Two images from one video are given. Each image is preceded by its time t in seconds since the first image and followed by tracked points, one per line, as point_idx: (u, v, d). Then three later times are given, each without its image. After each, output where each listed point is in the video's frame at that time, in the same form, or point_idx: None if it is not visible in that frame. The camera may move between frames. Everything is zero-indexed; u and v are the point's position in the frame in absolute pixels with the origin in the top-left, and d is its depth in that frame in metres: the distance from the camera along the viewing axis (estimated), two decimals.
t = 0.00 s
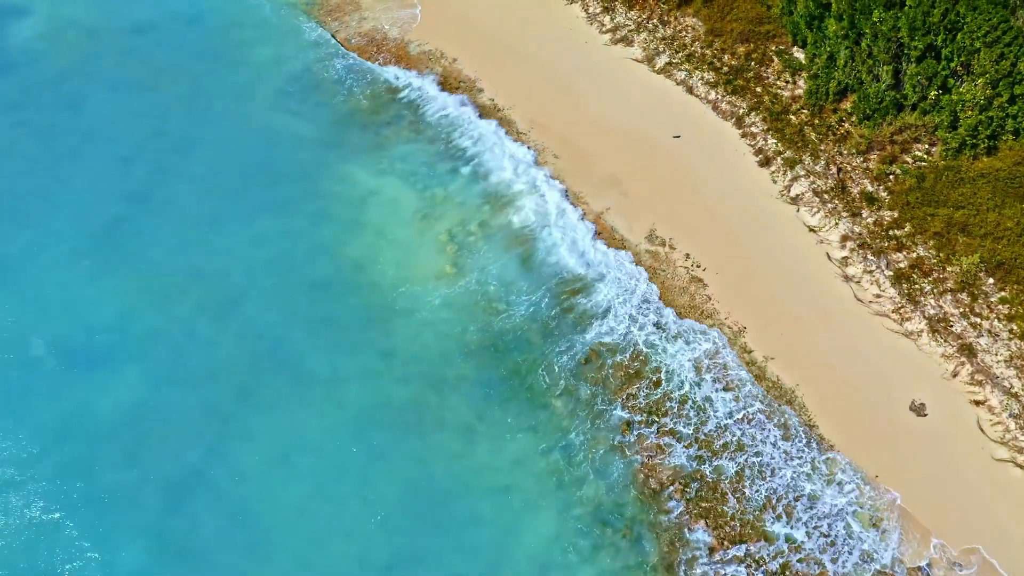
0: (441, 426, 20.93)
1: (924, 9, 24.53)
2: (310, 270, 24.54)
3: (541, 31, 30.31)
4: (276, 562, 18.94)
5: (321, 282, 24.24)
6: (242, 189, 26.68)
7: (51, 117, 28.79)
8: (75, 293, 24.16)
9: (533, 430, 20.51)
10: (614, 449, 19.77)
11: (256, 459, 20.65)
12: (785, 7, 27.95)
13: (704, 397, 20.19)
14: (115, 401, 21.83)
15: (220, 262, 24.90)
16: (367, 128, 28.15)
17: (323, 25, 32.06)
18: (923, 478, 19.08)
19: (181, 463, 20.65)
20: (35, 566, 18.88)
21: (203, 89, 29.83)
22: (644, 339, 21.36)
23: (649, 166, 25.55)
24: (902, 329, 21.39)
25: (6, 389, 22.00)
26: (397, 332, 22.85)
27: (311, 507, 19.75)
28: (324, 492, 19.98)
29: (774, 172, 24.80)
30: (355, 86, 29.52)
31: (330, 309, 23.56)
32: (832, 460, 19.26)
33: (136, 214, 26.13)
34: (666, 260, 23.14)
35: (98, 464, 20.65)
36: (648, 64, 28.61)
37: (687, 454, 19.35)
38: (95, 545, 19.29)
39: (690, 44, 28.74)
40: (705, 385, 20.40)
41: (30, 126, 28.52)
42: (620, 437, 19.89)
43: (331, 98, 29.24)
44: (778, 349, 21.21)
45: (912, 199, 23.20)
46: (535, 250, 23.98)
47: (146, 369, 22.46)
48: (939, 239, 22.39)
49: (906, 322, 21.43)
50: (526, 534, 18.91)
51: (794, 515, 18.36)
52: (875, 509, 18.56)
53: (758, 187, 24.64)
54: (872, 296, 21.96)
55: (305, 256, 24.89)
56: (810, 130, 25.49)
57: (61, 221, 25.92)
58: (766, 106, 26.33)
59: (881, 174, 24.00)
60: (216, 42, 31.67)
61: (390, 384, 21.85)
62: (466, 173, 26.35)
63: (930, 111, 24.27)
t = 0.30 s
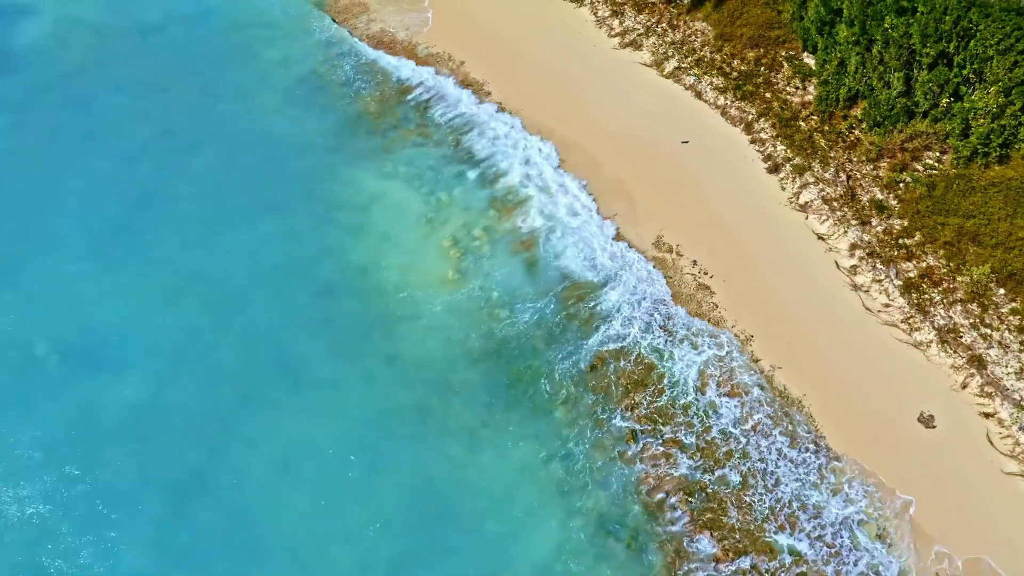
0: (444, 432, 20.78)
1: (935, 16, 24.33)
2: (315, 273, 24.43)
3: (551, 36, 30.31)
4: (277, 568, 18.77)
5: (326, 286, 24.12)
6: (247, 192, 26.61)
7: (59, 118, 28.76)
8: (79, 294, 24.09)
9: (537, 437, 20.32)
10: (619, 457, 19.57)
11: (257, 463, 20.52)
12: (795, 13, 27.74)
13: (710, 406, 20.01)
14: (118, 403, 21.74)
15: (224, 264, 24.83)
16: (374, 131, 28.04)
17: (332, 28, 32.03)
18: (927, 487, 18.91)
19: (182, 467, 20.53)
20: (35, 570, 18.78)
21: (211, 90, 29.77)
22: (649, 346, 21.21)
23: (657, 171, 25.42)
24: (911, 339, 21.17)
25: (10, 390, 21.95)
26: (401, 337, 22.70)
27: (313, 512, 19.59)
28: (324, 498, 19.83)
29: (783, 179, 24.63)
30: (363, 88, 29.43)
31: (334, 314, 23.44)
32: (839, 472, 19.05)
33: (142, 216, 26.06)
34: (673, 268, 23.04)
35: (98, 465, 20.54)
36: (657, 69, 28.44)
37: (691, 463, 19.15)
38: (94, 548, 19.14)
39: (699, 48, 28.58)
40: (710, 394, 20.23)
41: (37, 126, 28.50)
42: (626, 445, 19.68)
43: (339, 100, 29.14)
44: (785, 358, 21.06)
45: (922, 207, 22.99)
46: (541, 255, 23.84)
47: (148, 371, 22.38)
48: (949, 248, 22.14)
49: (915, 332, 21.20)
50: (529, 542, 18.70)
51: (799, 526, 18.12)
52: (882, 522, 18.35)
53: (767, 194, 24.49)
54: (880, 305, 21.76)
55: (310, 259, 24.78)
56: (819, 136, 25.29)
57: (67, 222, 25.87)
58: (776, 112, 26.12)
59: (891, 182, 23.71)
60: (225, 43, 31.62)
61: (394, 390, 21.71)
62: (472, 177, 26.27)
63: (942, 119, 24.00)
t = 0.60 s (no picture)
0: (448, 439, 20.62)
1: (946, 22, 24.02)
2: (319, 277, 24.30)
3: (558, 40, 30.26)
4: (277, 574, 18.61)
5: (330, 289, 23.98)
6: (252, 194, 26.50)
7: (65, 117, 28.70)
8: (83, 294, 23.99)
9: (542, 445, 20.16)
10: (624, 466, 19.35)
11: (259, 469, 20.38)
12: (805, 17, 27.62)
13: (715, 415, 19.85)
14: (121, 405, 21.63)
15: (228, 267, 24.70)
16: (380, 134, 27.91)
17: (339, 30, 31.96)
18: (930, 495, 18.69)
19: (182, 471, 20.39)
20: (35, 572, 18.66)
21: (217, 92, 29.68)
22: (655, 354, 21.06)
23: (663, 175, 25.33)
24: (919, 349, 20.92)
25: (12, 390, 21.84)
26: (406, 342, 22.55)
27: (313, 518, 19.44)
28: (325, 505, 19.66)
29: (791, 186, 24.40)
30: (370, 91, 29.33)
31: (338, 318, 23.31)
32: (845, 483, 18.79)
33: (147, 217, 25.98)
34: (681, 276, 22.79)
35: (98, 468, 20.39)
36: (665, 73, 28.25)
37: (695, 473, 18.96)
38: (94, 550, 19.01)
39: (707, 53, 28.40)
40: (716, 403, 20.07)
41: (44, 125, 28.43)
42: (631, 454, 19.46)
43: (345, 102, 29.03)
44: (790, 365, 20.85)
45: (932, 216, 22.81)
46: (547, 260, 23.66)
47: (151, 374, 22.26)
48: (959, 257, 21.97)
49: (924, 342, 20.96)
50: (531, 551, 18.51)
51: (804, 538, 17.90)
52: (887, 533, 18.08)
53: (774, 200, 24.29)
54: (889, 315, 21.53)
55: (314, 263, 24.65)
56: (828, 143, 25.09)
57: (71, 222, 25.79)
58: (785, 118, 25.94)
59: (901, 190, 23.53)
60: (232, 44, 31.54)
61: (398, 395, 21.56)
62: (478, 181, 26.11)
63: (952, 126, 23.84)
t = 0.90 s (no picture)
0: (451, 446, 20.47)
1: (958, 30, 23.89)
2: (323, 281, 24.18)
3: (566, 43, 30.10)
4: None
5: (335, 293, 23.87)
6: (258, 197, 26.41)
7: (72, 118, 28.67)
8: (88, 295, 23.92)
9: (546, 453, 19.98)
10: (628, 475, 19.17)
11: (259, 474, 20.23)
12: (815, 23, 27.51)
13: (722, 424, 19.65)
14: (124, 406, 21.52)
15: (233, 270, 24.61)
16: (386, 137, 27.80)
17: (346, 32, 31.85)
18: (935, 504, 18.51)
19: (183, 475, 20.25)
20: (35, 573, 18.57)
21: (224, 93, 29.61)
22: (661, 362, 20.88)
23: (669, 180, 25.16)
24: (928, 360, 20.67)
25: (16, 390, 21.76)
26: (410, 347, 22.41)
27: (315, 524, 19.29)
28: (325, 511, 19.50)
29: (800, 193, 24.19)
30: (377, 94, 29.23)
31: (341, 322, 23.18)
32: (851, 494, 18.56)
33: (152, 218, 25.91)
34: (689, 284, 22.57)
35: (98, 470, 20.25)
36: (673, 78, 28.03)
37: (699, 483, 18.77)
38: (94, 553, 18.89)
39: (716, 58, 28.18)
40: (722, 412, 19.87)
41: (51, 125, 28.40)
42: (635, 463, 19.29)
43: (352, 105, 28.92)
44: (795, 374, 20.68)
45: (942, 225, 22.56)
46: (553, 266, 23.50)
47: (153, 377, 22.15)
48: (969, 267, 21.71)
49: (933, 353, 20.69)
50: (534, 560, 18.32)
51: (810, 550, 17.67)
52: (893, 546, 17.85)
53: (781, 206, 24.10)
54: (897, 324, 21.31)
55: (318, 266, 24.53)
56: (837, 150, 24.84)
57: (78, 222, 25.73)
58: (794, 124, 25.72)
59: (911, 199, 23.27)
60: (240, 45, 31.48)
61: (401, 401, 21.41)
62: (485, 185, 25.98)
63: (963, 134, 23.58)
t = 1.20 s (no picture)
0: (454, 453, 20.30)
1: (970, 36, 23.48)
2: (326, 285, 24.05)
3: (572, 45, 29.89)
4: None
5: (338, 297, 23.73)
6: (263, 199, 26.30)
7: (78, 118, 28.61)
8: (91, 297, 23.82)
9: (549, 461, 19.81)
10: (632, 485, 18.99)
11: (259, 479, 20.10)
12: (825, 28, 27.26)
13: (727, 433, 19.46)
14: (126, 409, 21.39)
15: (236, 273, 24.50)
16: (392, 140, 27.65)
17: (353, 34, 31.70)
18: (938, 512, 18.29)
19: (182, 479, 20.11)
20: None
21: (229, 95, 29.51)
22: (666, 369, 20.70)
23: (676, 186, 25.00)
24: (936, 370, 20.41)
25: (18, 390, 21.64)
26: (413, 353, 22.25)
27: (316, 530, 19.14)
28: (325, 517, 19.35)
29: (807, 200, 23.93)
30: (383, 96, 29.09)
31: (344, 327, 23.05)
32: (856, 506, 18.32)
33: (157, 219, 25.82)
34: (695, 291, 22.35)
35: (99, 473, 20.13)
36: (681, 83, 27.85)
37: (703, 493, 18.57)
38: (94, 557, 18.77)
39: (724, 63, 27.98)
40: (727, 421, 19.68)
41: (57, 126, 28.34)
42: (639, 472, 19.11)
43: (357, 108, 28.79)
44: (801, 381, 20.46)
45: (951, 233, 22.34)
46: (558, 272, 23.32)
47: (154, 379, 22.03)
48: (978, 277, 21.50)
49: (941, 363, 20.44)
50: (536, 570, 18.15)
51: (814, 563, 17.46)
52: (899, 560, 17.61)
53: (788, 211, 23.88)
54: (905, 334, 21.06)
55: (321, 270, 24.41)
56: (846, 157, 24.66)
57: (82, 223, 25.66)
58: (802, 130, 25.52)
59: (919, 207, 23.07)
60: (246, 46, 31.37)
61: (404, 407, 21.25)
62: (490, 189, 25.81)
63: (973, 142, 23.34)
